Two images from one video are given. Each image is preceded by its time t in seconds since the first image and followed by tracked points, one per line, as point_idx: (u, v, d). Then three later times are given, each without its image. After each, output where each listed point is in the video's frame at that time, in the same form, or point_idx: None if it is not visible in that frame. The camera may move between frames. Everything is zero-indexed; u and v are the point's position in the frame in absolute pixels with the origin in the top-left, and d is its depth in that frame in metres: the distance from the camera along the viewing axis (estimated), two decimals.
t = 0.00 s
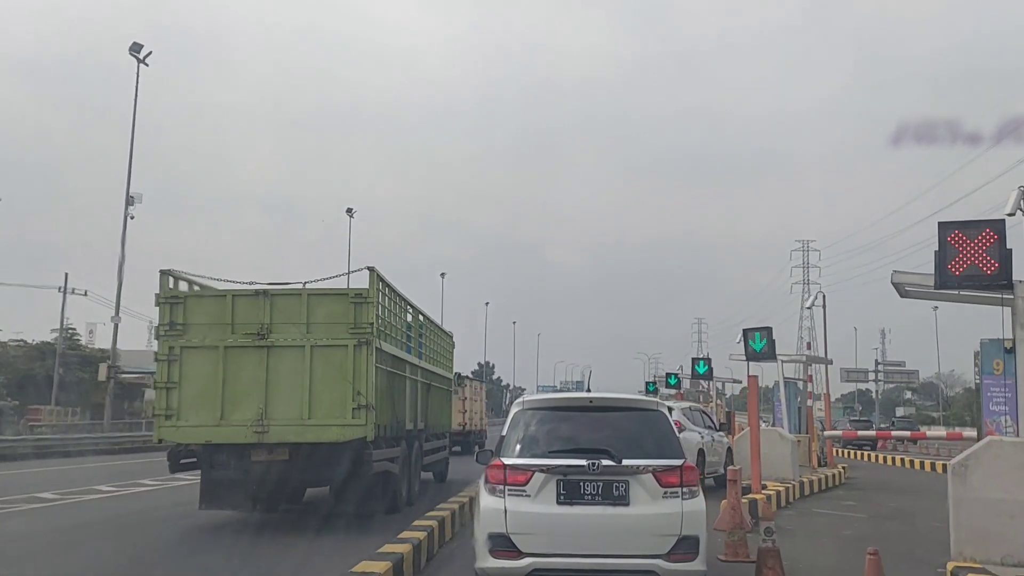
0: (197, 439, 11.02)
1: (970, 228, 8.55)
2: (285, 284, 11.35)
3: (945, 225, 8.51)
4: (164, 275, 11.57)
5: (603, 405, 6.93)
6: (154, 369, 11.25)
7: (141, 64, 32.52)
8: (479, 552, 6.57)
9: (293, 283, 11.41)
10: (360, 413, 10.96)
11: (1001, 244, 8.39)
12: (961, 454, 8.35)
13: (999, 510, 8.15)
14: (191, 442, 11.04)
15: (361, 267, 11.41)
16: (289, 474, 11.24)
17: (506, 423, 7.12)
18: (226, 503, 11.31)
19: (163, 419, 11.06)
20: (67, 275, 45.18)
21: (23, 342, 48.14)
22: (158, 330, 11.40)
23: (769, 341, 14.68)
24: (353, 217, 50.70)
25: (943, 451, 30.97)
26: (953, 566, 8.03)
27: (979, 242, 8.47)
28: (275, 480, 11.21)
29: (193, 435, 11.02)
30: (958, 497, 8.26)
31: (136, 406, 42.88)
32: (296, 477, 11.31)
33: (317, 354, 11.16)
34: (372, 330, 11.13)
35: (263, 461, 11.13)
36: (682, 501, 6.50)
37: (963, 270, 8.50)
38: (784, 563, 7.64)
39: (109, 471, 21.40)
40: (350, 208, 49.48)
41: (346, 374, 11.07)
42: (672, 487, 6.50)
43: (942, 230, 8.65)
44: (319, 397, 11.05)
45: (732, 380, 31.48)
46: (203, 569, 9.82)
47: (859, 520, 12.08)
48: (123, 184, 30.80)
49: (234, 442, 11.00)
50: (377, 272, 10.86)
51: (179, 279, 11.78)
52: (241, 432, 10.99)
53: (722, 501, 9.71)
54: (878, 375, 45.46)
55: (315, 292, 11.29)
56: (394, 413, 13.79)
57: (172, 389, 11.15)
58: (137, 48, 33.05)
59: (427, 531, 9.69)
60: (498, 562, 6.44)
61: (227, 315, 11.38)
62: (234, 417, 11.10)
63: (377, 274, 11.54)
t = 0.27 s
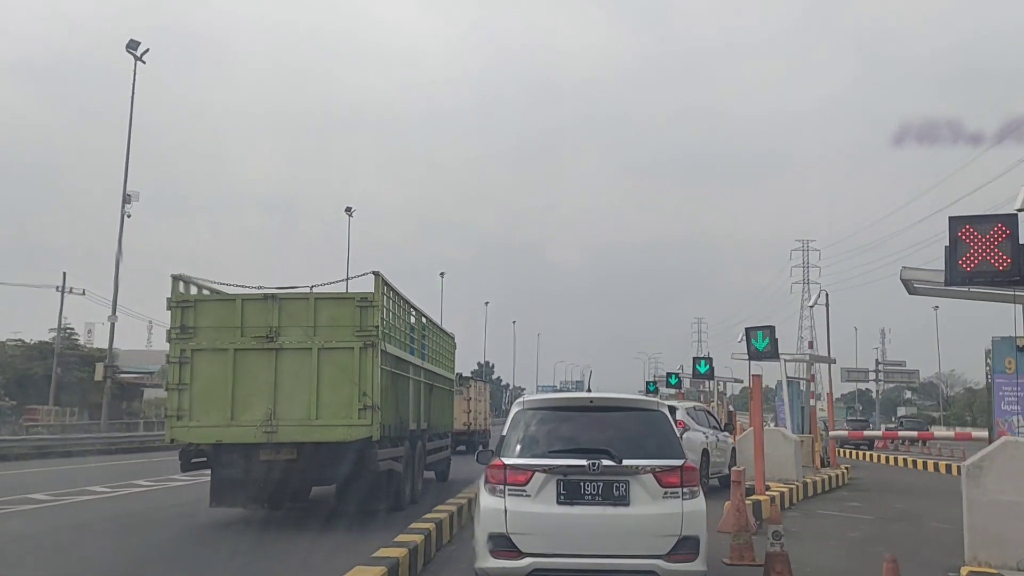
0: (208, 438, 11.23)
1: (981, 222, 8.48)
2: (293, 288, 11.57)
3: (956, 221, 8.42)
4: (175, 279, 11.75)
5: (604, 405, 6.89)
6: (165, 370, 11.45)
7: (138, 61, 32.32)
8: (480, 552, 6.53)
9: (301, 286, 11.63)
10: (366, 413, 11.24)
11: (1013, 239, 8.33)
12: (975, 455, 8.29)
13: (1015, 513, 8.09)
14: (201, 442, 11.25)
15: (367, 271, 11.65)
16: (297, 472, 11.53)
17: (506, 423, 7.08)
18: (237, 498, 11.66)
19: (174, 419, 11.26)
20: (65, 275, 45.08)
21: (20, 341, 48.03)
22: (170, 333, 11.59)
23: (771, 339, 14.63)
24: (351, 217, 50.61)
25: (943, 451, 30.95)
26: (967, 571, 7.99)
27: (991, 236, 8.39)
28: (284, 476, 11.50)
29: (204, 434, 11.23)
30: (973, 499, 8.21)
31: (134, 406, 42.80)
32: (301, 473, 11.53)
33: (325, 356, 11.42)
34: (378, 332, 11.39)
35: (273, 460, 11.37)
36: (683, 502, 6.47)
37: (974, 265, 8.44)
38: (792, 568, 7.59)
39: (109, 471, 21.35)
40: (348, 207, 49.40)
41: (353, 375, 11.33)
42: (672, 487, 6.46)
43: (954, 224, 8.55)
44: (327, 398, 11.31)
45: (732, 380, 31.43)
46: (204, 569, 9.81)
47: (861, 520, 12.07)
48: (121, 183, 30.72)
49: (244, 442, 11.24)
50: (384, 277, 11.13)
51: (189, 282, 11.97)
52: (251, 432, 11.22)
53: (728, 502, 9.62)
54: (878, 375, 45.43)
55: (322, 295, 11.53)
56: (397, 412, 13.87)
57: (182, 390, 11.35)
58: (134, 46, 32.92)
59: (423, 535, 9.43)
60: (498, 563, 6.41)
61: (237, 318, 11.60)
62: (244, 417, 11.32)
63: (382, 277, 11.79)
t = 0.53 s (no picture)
0: (218, 437, 11.74)
1: (992, 217, 8.31)
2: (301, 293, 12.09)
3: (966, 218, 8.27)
4: (186, 284, 12.29)
5: (604, 405, 6.85)
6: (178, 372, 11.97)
7: (136, 60, 32.25)
8: (479, 552, 6.49)
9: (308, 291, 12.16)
10: (371, 413, 11.69)
11: None
12: (991, 458, 8.19)
13: None
14: (212, 440, 11.76)
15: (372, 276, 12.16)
16: (305, 473, 11.98)
17: (506, 423, 7.05)
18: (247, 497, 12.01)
19: (186, 418, 11.77)
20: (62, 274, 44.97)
21: (18, 341, 47.92)
22: (181, 336, 12.13)
23: (774, 339, 14.45)
24: (350, 217, 50.51)
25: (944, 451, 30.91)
26: None
27: (1003, 232, 8.23)
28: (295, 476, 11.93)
29: (215, 433, 11.74)
30: (988, 503, 8.10)
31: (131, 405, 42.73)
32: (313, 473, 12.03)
33: (331, 358, 11.91)
34: (382, 335, 11.88)
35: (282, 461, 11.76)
36: (683, 502, 6.43)
37: (986, 261, 8.28)
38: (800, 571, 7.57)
39: (109, 470, 21.30)
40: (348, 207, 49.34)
41: (358, 377, 11.81)
42: (673, 487, 6.43)
43: (964, 218, 8.40)
44: (332, 399, 11.79)
45: (733, 380, 31.39)
46: (205, 567, 9.80)
47: (863, 519, 12.04)
48: (117, 180, 30.58)
49: (253, 440, 11.73)
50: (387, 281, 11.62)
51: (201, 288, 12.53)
52: (260, 431, 11.72)
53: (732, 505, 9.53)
54: (878, 375, 45.38)
55: (329, 300, 12.04)
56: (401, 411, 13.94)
57: (194, 391, 11.87)
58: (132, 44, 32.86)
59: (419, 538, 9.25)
60: (498, 563, 6.37)
61: (246, 322, 12.13)
62: (252, 417, 11.82)
63: (386, 283, 12.30)
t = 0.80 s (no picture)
0: (227, 437, 11.93)
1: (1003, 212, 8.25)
2: (307, 295, 12.23)
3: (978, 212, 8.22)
4: (195, 287, 12.41)
5: (604, 405, 6.82)
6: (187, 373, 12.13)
7: (134, 57, 32.13)
8: (479, 552, 6.46)
9: (314, 293, 12.30)
10: (376, 414, 11.91)
11: None
12: (1007, 459, 8.08)
13: None
14: (222, 440, 11.96)
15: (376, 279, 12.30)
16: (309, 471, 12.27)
17: (505, 423, 7.01)
18: (250, 496, 12.30)
19: (196, 419, 11.94)
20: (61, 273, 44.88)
21: (16, 342, 47.81)
22: (190, 338, 12.27)
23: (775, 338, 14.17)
24: (348, 216, 50.41)
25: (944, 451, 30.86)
26: None
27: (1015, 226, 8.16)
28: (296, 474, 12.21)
29: (225, 433, 11.93)
30: (1002, 505, 8.00)
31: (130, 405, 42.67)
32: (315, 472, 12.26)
33: (336, 360, 12.09)
34: (387, 338, 12.06)
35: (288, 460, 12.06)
36: (683, 502, 6.39)
37: (997, 257, 8.20)
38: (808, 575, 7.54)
39: (110, 470, 21.27)
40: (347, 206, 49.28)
41: (363, 378, 12.00)
42: (672, 488, 6.39)
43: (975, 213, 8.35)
44: (339, 400, 11.99)
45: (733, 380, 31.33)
46: (205, 566, 9.79)
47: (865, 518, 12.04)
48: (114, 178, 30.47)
49: (261, 441, 11.95)
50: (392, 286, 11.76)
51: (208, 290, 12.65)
52: (269, 431, 11.92)
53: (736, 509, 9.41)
54: (878, 374, 45.34)
55: (334, 303, 12.19)
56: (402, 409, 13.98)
57: (204, 393, 12.04)
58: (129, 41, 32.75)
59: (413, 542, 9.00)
60: (498, 563, 6.33)
61: (254, 324, 12.27)
62: (261, 417, 12.01)
63: (390, 285, 12.45)
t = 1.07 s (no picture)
0: (239, 435, 12.27)
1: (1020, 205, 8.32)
2: (316, 299, 12.59)
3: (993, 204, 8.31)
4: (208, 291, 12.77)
5: (603, 405, 6.77)
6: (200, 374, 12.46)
7: (130, 54, 32.04)
8: (478, 552, 6.41)
9: (322, 298, 12.66)
10: (382, 414, 12.25)
11: None
12: None
13: None
14: (233, 439, 12.30)
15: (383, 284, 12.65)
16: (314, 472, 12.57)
17: (504, 423, 6.96)
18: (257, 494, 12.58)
19: (208, 418, 12.27)
20: (58, 273, 44.82)
21: (14, 342, 47.74)
22: (203, 340, 12.61)
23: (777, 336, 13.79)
24: (345, 215, 50.37)
25: (945, 450, 30.82)
26: None
27: None
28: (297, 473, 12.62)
29: (236, 432, 12.27)
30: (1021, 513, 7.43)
31: (128, 404, 42.61)
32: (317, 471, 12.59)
33: (344, 362, 12.44)
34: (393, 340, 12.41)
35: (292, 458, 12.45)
36: (682, 502, 6.34)
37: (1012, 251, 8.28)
38: None
39: (109, 470, 21.25)
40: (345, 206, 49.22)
41: (370, 379, 12.36)
42: (672, 488, 6.34)
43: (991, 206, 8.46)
44: (346, 400, 12.34)
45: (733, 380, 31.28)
46: (204, 565, 9.79)
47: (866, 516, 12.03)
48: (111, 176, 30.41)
49: (272, 439, 12.29)
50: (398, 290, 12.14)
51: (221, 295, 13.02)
52: (279, 430, 12.26)
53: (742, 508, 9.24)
54: (877, 375, 45.31)
55: (342, 306, 12.55)
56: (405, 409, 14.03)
57: (216, 393, 12.38)
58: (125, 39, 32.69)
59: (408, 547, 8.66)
60: (496, 562, 6.29)
61: (265, 327, 12.63)
62: (271, 417, 12.35)
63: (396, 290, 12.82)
